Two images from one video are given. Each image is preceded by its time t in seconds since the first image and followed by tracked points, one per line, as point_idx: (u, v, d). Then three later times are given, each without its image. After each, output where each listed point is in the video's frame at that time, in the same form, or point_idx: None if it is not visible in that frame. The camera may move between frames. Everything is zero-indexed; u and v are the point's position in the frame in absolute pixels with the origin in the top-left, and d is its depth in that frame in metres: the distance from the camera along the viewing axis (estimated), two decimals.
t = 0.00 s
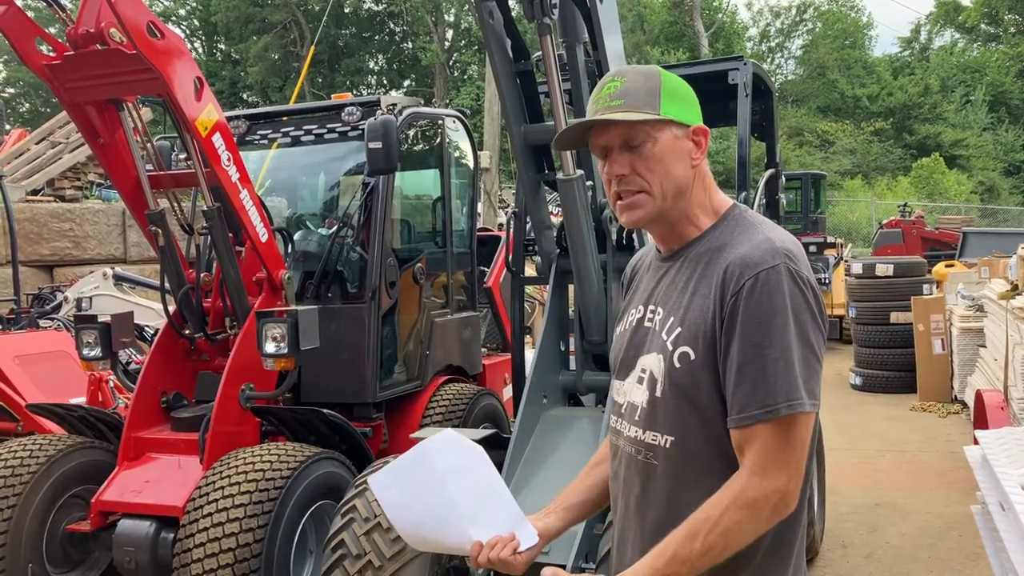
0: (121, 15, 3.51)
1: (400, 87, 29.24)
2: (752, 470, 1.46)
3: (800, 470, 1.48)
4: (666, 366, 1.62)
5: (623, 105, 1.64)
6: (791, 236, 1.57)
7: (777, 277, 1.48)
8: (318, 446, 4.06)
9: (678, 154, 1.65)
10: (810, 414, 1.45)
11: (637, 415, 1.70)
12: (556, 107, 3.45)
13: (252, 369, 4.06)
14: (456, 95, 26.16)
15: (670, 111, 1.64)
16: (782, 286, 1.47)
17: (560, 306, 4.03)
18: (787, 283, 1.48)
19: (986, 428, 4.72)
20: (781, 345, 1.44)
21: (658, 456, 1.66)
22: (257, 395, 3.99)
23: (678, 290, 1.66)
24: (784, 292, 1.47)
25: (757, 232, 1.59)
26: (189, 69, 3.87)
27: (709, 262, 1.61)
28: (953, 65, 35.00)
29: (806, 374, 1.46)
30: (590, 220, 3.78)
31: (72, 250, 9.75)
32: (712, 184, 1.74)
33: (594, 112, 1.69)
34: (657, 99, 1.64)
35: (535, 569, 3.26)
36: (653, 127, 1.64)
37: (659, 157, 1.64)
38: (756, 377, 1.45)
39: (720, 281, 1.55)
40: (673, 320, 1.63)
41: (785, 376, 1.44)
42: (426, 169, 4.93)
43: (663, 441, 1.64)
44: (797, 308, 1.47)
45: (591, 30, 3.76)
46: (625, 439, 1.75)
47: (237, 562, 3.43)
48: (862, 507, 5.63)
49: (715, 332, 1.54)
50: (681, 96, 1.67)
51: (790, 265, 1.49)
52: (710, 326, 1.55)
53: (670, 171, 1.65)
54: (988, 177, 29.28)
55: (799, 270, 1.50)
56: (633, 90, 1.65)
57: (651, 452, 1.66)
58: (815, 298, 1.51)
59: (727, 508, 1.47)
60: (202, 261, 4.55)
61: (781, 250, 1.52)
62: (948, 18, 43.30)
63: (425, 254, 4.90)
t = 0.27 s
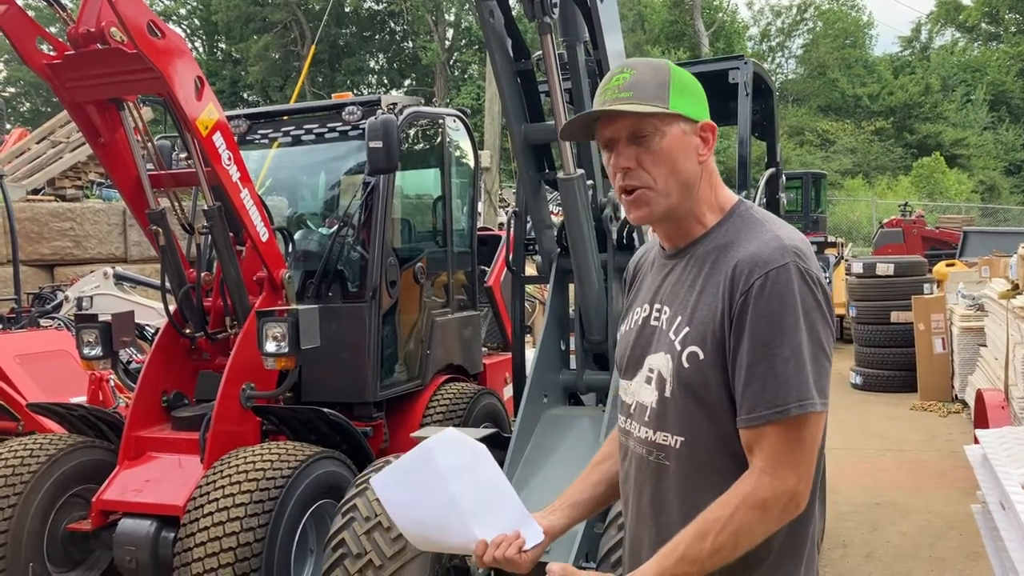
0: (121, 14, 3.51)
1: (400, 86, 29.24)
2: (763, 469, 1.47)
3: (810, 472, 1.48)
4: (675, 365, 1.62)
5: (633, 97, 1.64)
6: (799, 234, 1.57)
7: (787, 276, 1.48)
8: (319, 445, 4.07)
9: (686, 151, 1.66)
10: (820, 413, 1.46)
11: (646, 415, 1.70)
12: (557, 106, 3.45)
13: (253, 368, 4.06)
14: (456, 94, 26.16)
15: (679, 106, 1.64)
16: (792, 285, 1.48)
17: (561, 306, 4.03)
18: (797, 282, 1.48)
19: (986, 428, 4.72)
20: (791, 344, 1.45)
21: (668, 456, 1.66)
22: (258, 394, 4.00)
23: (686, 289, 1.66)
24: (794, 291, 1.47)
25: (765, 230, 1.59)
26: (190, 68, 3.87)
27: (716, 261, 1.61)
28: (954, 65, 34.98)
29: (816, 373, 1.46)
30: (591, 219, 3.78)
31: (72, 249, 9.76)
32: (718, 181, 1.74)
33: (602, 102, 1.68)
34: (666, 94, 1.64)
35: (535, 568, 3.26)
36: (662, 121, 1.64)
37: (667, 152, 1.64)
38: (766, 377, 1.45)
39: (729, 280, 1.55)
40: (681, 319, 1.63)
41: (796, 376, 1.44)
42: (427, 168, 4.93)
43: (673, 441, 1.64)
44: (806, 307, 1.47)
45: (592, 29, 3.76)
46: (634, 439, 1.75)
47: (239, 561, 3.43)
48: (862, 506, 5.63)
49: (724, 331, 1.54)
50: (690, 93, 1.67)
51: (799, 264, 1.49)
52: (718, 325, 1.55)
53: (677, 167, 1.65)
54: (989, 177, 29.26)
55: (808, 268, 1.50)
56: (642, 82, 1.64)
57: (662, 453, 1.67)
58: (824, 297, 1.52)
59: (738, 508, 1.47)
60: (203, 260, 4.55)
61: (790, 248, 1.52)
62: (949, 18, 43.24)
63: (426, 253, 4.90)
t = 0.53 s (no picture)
0: (122, 14, 3.51)
1: (400, 85, 29.24)
2: (777, 472, 1.46)
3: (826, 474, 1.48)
4: (690, 368, 1.61)
5: (657, 86, 1.63)
6: (815, 233, 1.57)
7: (806, 277, 1.47)
8: (320, 444, 4.07)
9: (707, 145, 1.66)
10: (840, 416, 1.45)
11: (658, 418, 1.70)
12: (557, 105, 3.44)
13: (254, 367, 4.06)
14: (456, 93, 26.16)
15: (702, 100, 1.65)
16: (811, 287, 1.47)
17: (561, 305, 4.03)
18: (816, 283, 1.47)
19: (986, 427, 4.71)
20: (811, 346, 1.44)
21: (682, 459, 1.66)
22: (258, 393, 4.00)
23: (699, 289, 1.65)
24: (814, 293, 1.46)
25: (780, 230, 1.58)
26: (190, 68, 3.87)
27: (731, 261, 1.60)
28: (954, 64, 34.93)
29: (836, 375, 1.46)
30: (591, 218, 3.78)
31: (72, 249, 9.76)
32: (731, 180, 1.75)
33: (622, 91, 1.67)
34: (688, 87, 1.65)
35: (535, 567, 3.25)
36: (685, 114, 1.65)
37: (690, 144, 1.65)
38: (785, 380, 1.44)
39: (746, 280, 1.55)
40: (696, 321, 1.62)
41: (816, 378, 1.43)
42: (427, 168, 4.94)
43: (686, 445, 1.64)
44: (825, 308, 1.47)
45: (592, 28, 3.75)
46: (645, 442, 1.75)
47: (240, 561, 3.43)
48: (863, 506, 5.63)
49: (741, 333, 1.54)
50: (708, 89, 1.68)
51: (818, 264, 1.49)
52: (735, 327, 1.55)
53: (698, 160, 1.66)
54: (989, 176, 29.22)
55: (826, 268, 1.50)
56: (665, 73, 1.65)
57: (676, 455, 1.66)
58: (842, 297, 1.51)
59: (752, 510, 1.47)
60: (204, 259, 4.55)
61: (808, 249, 1.51)
62: (949, 16, 43.17)
63: (426, 252, 4.90)
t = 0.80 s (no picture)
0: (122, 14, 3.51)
1: (401, 85, 29.24)
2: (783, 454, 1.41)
3: (825, 477, 1.43)
4: (706, 368, 1.60)
5: (665, 89, 1.63)
6: (832, 230, 1.56)
7: (826, 272, 1.46)
8: (320, 444, 4.08)
9: (716, 144, 1.67)
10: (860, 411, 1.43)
11: (671, 421, 1.69)
12: (557, 105, 3.44)
13: (255, 366, 4.07)
14: (457, 93, 26.18)
15: (709, 99, 1.66)
16: (831, 281, 1.46)
17: (561, 304, 4.03)
18: (837, 277, 1.46)
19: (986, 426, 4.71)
20: (830, 339, 1.42)
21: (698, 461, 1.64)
22: (259, 393, 4.00)
23: (714, 288, 1.64)
24: (834, 287, 1.45)
25: (798, 227, 1.58)
26: (190, 67, 3.87)
27: (748, 258, 1.60)
28: (954, 63, 34.95)
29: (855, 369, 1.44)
30: (591, 217, 3.78)
31: (73, 248, 9.77)
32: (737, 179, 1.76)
33: (630, 96, 1.66)
34: (694, 88, 1.65)
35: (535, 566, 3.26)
36: (694, 114, 1.66)
37: (701, 144, 1.66)
38: (801, 373, 1.42)
39: (765, 277, 1.54)
40: (711, 320, 1.62)
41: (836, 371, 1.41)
42: (427, 167, 4.94)
43: (704, 446, 1.62)
44: (845, 303, 1.45)
45: (592, 28, 3.75)
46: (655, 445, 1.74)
47: (240, 560, 3.44)
48: (863, 505, 5.63)
49: (759, 330, 1.53)
50: (712, 89, 1.69)
51: (838, 259, 1.48)
52: (753, 324, 1.54)
53: (710, 159, 1.66)
54: (990, 175, 29.21)
55: (845, 264, 1.49)
56: (672, 75, 1.65)
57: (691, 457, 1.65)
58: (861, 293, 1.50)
59: (745, 476, 1.40)
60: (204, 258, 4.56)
61: (829, 245, 1.50)
62: (949, 15, 43.17)
63: (427, 252, 4.90)
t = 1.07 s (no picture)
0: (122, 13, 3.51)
1: (401, 84, 29.23)
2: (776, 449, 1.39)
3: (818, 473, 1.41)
4: (713, 367, 1.61)
5: (660, 95, 1.63)
6: (838, 226, 1.56)
7: (831, 265, 1.46)
8: (320, 443, 4.08)
9: (714, 143, 1.67)
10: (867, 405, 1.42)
11: (677, 422, 1.69)
12: (558, 104, 3.44)
13: (255, 366, 4.07)
14: (457, 92, 26.18)
15: (704, 100, 1.66)
16: (836, 274, 1.46)
17: (562, 303, 4.03)
18: (842, 270, 1.46)
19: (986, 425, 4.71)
20: (835, 331, 1.42)
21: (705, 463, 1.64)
22: (259, 392, 4.01)
23: (719, 286, 1.65)
24: (838, 279, 1.45)
25: (803, 224, 1.58)
26: (190, 66, 3.87)
27: (753, 256, 1.60)
28: (955, 62, 34.95)
29: (861, 362, 1.43)
30: (591, 216, 3.78)
31: (73, 247, 9.78)
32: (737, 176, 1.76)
33: (624, 104, 1.65)
34: (688, 90, 1.65)
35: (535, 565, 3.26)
36: (690, 116, 1.65)
37: (700, 145, 1.65)
38: (804, 364, 1.42)
39: (770, 273, 1.54)
40: (717, 319, 1.62)
41: (840, 363, 1.40)
42: (428, 166, 4.94)
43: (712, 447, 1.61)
44: (850, 296, 1.45)
45: (592, 27, 3.75)
46: (662, 448, 1.74)
47: (240, 558, 3.44)
48: (863, 504, 5.63)
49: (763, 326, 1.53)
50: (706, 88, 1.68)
51: (844, 253, 1.48)
52: (758, 320, 1.54)
53: (710, 160, 1.66)
54: (990, 174, 29.20)
55: (851, 258, 1.49)
56: (664, 78, 1.63)
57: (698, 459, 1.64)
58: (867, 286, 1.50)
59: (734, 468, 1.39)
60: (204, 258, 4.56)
61: (834, 239, 1.50)
62: (950, 15, 43.17)
63: (427, 251, 4.90)
